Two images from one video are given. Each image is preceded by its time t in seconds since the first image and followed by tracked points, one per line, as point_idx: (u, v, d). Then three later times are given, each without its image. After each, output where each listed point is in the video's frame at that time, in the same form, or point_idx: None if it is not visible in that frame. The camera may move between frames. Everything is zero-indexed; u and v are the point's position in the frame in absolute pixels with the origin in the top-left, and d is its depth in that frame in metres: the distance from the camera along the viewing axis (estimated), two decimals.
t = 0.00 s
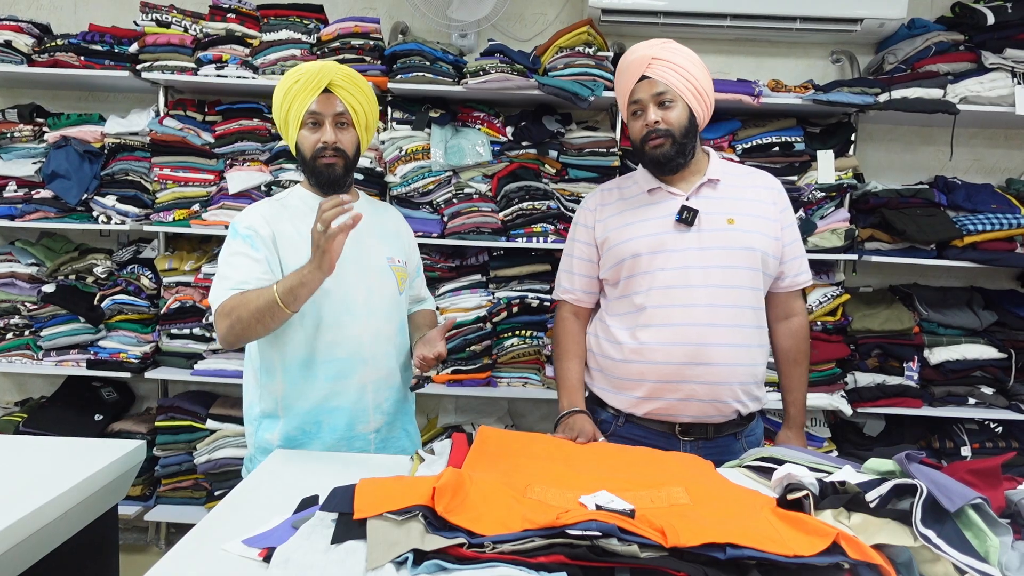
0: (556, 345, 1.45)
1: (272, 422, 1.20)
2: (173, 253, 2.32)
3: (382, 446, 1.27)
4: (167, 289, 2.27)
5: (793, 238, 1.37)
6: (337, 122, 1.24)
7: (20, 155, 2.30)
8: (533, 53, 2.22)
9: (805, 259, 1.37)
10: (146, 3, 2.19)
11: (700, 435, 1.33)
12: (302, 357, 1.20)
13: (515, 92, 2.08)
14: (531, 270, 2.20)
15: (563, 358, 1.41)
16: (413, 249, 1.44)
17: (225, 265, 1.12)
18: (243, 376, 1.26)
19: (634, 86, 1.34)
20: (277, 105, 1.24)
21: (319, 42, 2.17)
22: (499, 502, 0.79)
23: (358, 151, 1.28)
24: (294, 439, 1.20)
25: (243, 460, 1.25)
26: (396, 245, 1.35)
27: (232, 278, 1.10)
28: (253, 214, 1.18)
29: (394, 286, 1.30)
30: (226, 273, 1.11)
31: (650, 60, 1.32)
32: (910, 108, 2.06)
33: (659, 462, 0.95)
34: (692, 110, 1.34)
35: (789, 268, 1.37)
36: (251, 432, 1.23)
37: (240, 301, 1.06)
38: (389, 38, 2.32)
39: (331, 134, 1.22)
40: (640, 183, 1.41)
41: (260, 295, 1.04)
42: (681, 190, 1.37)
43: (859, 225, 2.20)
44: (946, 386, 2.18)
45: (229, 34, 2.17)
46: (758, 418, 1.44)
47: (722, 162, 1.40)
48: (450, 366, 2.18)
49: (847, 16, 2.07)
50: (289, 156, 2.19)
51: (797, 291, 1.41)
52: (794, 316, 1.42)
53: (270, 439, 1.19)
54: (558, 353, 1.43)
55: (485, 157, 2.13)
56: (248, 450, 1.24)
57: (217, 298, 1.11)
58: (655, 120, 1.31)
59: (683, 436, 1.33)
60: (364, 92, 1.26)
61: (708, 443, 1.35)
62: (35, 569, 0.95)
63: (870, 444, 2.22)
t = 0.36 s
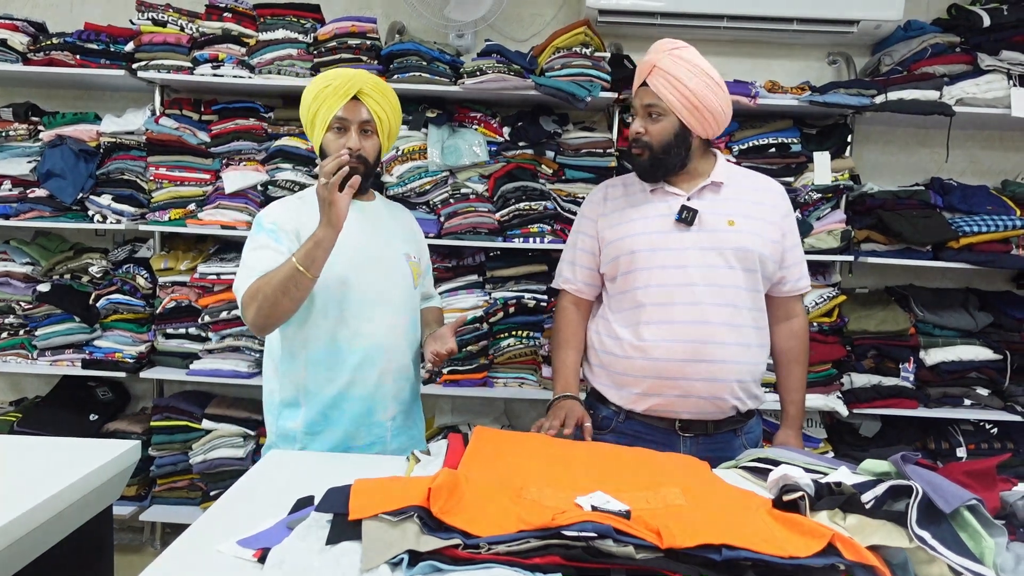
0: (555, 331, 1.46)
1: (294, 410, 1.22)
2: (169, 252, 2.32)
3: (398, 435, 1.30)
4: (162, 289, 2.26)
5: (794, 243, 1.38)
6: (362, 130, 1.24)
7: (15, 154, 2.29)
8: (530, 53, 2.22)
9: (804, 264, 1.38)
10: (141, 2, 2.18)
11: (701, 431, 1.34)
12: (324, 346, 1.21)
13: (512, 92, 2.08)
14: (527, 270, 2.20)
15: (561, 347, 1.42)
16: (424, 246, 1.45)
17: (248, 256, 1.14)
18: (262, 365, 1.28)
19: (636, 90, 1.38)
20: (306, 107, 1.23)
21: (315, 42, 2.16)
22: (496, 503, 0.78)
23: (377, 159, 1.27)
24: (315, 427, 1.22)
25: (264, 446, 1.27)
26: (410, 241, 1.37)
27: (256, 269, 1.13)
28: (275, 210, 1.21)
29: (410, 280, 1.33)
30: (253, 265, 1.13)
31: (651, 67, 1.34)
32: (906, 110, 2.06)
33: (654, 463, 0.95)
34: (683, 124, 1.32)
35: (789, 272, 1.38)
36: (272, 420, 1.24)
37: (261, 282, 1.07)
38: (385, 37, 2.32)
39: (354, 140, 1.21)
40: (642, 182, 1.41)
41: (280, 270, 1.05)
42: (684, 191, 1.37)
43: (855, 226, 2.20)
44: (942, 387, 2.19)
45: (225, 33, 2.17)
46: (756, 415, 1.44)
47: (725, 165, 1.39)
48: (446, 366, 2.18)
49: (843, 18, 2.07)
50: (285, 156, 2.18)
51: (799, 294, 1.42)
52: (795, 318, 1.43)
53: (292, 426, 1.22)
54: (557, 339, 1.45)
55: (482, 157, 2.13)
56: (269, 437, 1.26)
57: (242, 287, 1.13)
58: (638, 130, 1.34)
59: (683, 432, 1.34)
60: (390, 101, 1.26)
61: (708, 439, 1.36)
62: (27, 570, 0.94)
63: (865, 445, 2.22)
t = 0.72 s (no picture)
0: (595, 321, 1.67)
1: (313, 401, 1.27)
2: (170, 253, 2.32)
3: (410, 430, 1.33)
4: (163, 290, 2.26)
5: (820, 259, 1.36)
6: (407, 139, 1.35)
7: (15, 155, 2.29)
8: (530, 53, 2.22)
9: (829, 281, 1.36)
10: (142, 3, 2.19)
11: (692, 420, 1.40)
12: (344, 343, 1.27)
13: (512, 93, 2.08)
14: (527, 271, 2.20)
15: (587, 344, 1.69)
16: (440, 251, 1.51)
17: (279, 262, 1.20)
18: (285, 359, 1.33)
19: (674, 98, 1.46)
20: (346, 114, 1.28)
21: (315, 42, 2.16)
22: (496, 505, 0.78)
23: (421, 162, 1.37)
24: (333, 419, 1.26)
25: (282, 436, 1.31)
26: (427, 246, 1.43)
27: (286, 275, 1.18)
28: (304, 213, 1.25)
29: (425, 282, 1.38)
30: (282, 270, 1.19)
31: (686, 76, 1.42)
32: (907, 109, 2.05)
33: (655, 463, 0.95)
34: (717, 130, 1.38)
35: (813, 289, 1.37)
36: (291, 410, 1.29)
37: (298, 300, 1.14)
38: (386, 38, 2.32)
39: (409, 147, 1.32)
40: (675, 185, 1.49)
41: (318, 299, 1.12)
42: (709, 198, 1.43)
43: (855, 227, 2.19)
44: (943, 388, 2.18)
45: (226, 34, 2.17)
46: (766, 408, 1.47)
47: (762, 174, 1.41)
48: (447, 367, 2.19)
49: (843, 18, 2.07)
50: (285, 156, 2.19)
51: (826, 313, 1.39)
52: (820, 336, 1.41)
53: (311, 417, 1.26)
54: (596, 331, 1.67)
55: (482, 158, 2.14)
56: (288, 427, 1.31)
57: (275, 291, 1.18)
58: (672, 136, 1.42)
59: (674, 419, 1.41)
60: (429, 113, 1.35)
61: (699, 429, 1.40)
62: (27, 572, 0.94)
63: (867, 445, 2.22)
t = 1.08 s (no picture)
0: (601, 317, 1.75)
1: (328, 394, 1.27)
2: (171, 254, 2.32)
3: (421, 424, 1.34)
4: (165, 291, 2.26)
5: (808, 254, 1.38)
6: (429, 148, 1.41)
7: (17, 156, 2.29)
8: (531, 55, 2.22)
9: (817, 278, 1.37)
10: (144, 5, 2.19)
11: (672, 412, 1.44)
12: (360, 339, 1.26)
13: (513, 94, 2.08)
14: (529, 272, 2.20)
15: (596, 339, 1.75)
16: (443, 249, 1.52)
17: (289, 262, 1.19)
18: (297, 353, 1.33)
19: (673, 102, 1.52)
20: (391, 117, 1.29)
21: (317, 44, 2.17)
22: (499, 506, 0.78)
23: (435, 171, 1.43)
24: (349, 412, 1.26)
25: (295, 430, 1.31)
26: (435, 246, 1.44)
27: (296, 275, 1.17)
28: (322, 214, 1.26)
29: (435, 282, 1.39)
30: (294, 270, 1.18)
31: (685, 82, 1.48)
32: (908, 111, 2.05)
33: (657, 465, 0.95)
34: (711, 134, 1.43)
35: (801, 284, 1.38)
36: (306, 402, 1.29)
37: (297, 291, 1.13)
38: (387, 40, 2.33)
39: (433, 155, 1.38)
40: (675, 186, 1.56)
41: (315, 285, 1.11)
42: (701, 197, 1.49)
43: (856, 228, 2.19)
44: (944, 388, 2.18)
45: (227, 36, 2.17)
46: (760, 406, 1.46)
47: (753, 176, 1.45)
48: (448, 367, 2.19)
49: (844, 19, 2.07)
50: (287, 158, 2.19)
51: (821, 308, 1.39)
52: (813, 330, 1.40)
53: (327, 409, 1.26)
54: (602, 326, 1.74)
55: (483, 159, 2.15)
56: (301, 420, 1.30)
57: (280, 290, 1.17)
58: (670, 138, 1.48)
59: (656, 411, 1.46)
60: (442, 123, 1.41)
61: (681, 422, 1.44)
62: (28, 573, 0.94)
63: (868, 446, 2.22)
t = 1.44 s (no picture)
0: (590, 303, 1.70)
1: (336, 384, 1.27)
2: (174, 252, 2.32)
3: (426, 416, 1.35)
4: (168, 288, 2.26)
5: (767, 234, 1.41)
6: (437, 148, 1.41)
7: (21, 153, 2.30)
8: (534, 53, 2.22)
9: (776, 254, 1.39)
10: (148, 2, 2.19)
11: (657, 393, 1.50)
12: (370, 333, 1.26)
13: (516, 92, 2.08)
14: (531, 270, 2.20)
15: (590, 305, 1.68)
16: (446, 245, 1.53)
17: (301, 259, 1.19)
18: (302, 345, 1.32)
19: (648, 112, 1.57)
20: (406, 117, 1.29)
21: (320, 41, 2.17)
22: (501, 503, 0.79)
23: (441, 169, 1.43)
24: (356, 404, 1.26)
25: (300, 419, 1.30)
26: (441, 244, 1.44)
27: (309, 271, 1.17)
28: (334, 211, 1.25)
29: (441, 279, 1.39)
30: (308, 266, 1.18)
31: (660, 92, 1.53)
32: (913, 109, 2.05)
33: (659, 462, 0.95)
34: (689, 140, 1.49)
35: (755, 257, 1.41)
36: (312, 393, 1.28)
37: (299, 294, 1.14)
38: (390, 37, 2.33)
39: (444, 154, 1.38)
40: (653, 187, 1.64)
41: (315, 286, 1.11)
42: (676, 195, 1.56)
43: (860, 226, 2.20)
44: (947, 387, 2.18)
45: (230, 33, 2.17)
46: (740, 391, 1.51)
47: (722, 171, 1.51)
48: (450, 365, 2.19)
49: (848, 17, 2.07)
50: (290, 155, 2.19)
51: (775, 279, 1.39)
52: (760, 290, 1.38)
53: (335, 401, 1.26)
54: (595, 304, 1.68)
55: (486, 157, 2.15)
56: (307, 410, 1.30)
57: (291, 286, 1.18)
58: (648, 145, 1.53)
59: (645, 392, 1.52)
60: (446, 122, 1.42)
61: (665, 403, 1.50)
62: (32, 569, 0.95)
63: (871, 445, 2.21)
